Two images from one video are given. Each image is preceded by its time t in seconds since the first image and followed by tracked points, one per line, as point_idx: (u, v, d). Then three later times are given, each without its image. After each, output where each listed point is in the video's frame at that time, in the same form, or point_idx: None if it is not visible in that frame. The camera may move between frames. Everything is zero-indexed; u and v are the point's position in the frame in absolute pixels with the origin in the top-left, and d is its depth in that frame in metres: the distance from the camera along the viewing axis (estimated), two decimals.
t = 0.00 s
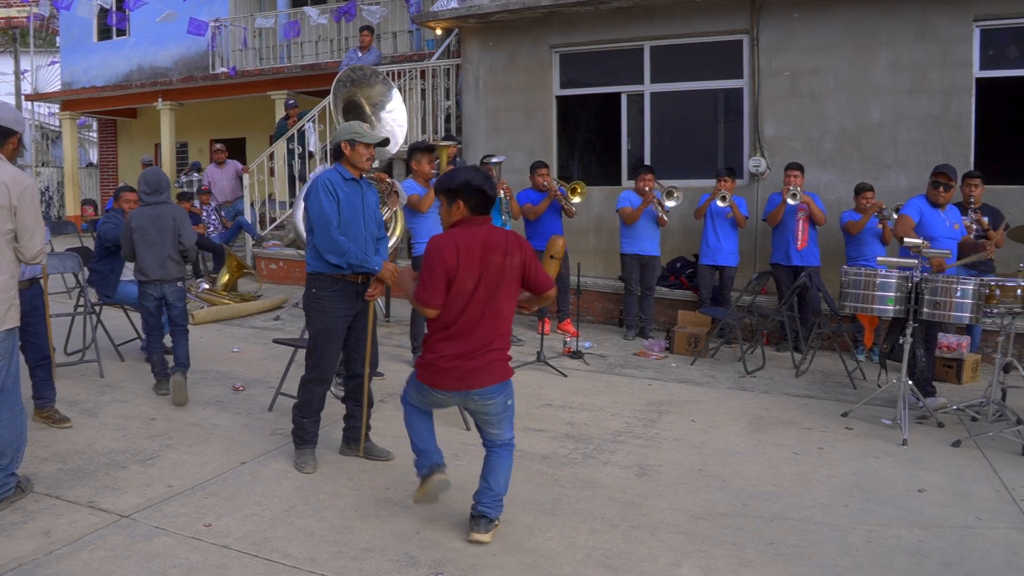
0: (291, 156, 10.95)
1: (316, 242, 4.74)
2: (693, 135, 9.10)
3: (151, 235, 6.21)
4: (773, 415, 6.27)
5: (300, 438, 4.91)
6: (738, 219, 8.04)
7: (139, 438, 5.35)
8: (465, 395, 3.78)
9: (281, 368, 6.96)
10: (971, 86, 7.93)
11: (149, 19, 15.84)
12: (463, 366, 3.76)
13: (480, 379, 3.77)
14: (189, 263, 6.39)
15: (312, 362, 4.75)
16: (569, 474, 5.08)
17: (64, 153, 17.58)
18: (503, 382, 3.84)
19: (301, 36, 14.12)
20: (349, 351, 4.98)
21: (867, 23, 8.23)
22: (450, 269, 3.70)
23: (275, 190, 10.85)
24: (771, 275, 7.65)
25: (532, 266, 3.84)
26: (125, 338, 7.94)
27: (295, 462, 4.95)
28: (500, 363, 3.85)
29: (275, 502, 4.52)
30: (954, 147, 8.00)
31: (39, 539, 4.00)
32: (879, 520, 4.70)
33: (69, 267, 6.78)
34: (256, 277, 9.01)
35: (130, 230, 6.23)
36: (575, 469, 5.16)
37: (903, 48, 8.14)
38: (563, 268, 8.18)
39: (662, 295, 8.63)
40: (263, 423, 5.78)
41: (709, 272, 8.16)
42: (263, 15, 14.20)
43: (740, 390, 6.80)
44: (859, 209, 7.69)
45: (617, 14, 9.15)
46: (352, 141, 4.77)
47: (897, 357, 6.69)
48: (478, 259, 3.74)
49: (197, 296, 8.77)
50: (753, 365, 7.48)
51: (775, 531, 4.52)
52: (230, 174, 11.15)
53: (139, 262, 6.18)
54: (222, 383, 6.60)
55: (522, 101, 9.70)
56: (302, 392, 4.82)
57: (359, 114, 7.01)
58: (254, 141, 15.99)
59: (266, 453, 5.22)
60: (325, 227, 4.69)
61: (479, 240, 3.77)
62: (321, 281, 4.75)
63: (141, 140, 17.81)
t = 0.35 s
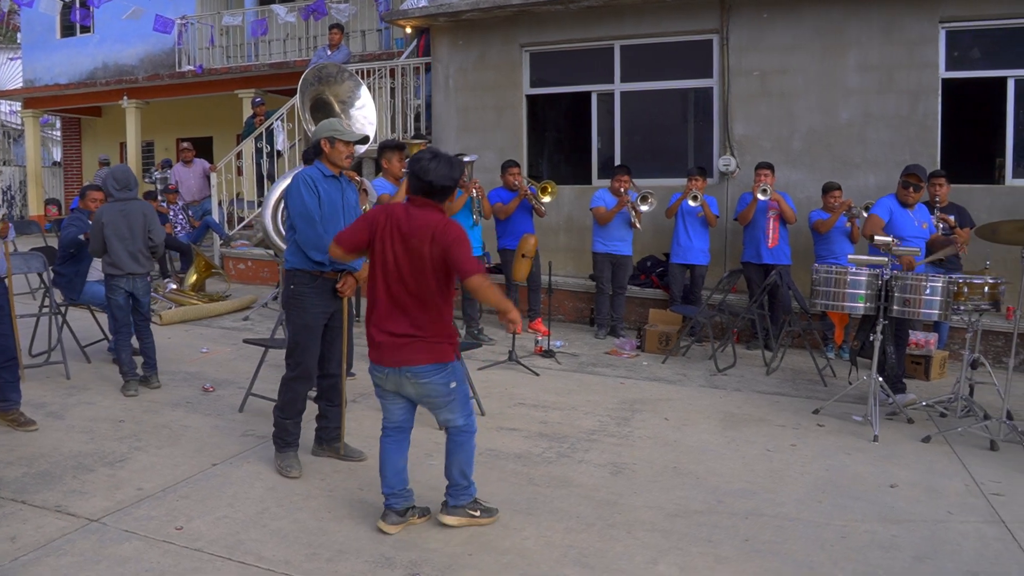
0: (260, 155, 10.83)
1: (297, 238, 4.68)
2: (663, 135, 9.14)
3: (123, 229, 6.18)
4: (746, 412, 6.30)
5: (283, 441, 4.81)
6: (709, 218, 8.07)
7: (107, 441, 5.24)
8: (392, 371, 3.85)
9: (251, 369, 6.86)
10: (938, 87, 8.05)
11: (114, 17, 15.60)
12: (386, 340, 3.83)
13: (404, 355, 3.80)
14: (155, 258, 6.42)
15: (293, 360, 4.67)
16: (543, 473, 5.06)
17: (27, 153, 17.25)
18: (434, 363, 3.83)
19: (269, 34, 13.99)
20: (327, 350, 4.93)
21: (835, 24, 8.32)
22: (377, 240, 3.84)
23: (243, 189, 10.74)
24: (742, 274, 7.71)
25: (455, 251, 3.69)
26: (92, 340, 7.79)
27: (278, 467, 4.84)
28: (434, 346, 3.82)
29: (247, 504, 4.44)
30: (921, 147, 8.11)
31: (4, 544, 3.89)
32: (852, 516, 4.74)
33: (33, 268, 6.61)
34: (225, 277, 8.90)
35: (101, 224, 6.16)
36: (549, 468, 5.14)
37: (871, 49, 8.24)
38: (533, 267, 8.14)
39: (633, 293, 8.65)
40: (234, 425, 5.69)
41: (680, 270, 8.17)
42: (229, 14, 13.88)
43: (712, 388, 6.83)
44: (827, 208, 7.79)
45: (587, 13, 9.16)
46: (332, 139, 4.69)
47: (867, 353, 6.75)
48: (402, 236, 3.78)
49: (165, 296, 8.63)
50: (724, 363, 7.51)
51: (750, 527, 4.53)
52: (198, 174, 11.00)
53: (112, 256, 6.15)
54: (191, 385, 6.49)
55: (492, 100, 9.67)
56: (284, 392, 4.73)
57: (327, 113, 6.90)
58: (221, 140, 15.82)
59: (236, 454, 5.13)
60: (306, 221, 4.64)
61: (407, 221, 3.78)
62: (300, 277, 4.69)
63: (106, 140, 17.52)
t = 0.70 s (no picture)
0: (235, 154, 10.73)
1: (276, 239, 4.62)
2: (640, 134, 9.16)
3: (107, 227, 6.15)
4: (725, 410, 6.32)
5: (272, 448, 4.76)
6: (688, 217, 8.10)
7: (82, 443, 5.15)
8: (353, 365, 3.72)
9: (229, 369, 6.78)
10: (912, 87, 8.13)
11: (86, 15, 15.41)
12: (346, 336, 3.73)
13: (358, 350, 3.67)
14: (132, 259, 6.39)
15: (273, 364, 4.61)
16: (524, 473, 5.04)
17: None
18: (389, 360, 3.64)
19: (245, 33, 13.86)
20: (308, 350, 4.88)
21: (811, 24, 8.38)
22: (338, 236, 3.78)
23: (218, 189, 10.64)
24: (720, 273, 7.72)
25: (369, 254, 3.45)
26: (65, 341, 7.66)
27: (273, 475, 4.75)
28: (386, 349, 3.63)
29: (227, 506, 4.38)
30: (895, 146, 8.19)
31: None
32: (832, 512, 4.76)
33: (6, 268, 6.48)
34: (201, 277, 8.80)
35: (84, 220, 6.09)
36: (530, 467, 5.12)
37: (846, 49, 8.30)
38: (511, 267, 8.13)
39: (611, 293, 8.65)
40: (213, 426, 5.61)
41: (658, 270, 8.19)
42: (205, 12, 13.71)
43: (691, 386, 6.86)
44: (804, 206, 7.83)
45: (564, 13, 9.16)
46: (305, 136, 4.65)
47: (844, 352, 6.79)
48: (344, 234, 3.67)
49: (140, 297, 8.51)
50: (702, 362, 7.51)
51: (731, 525, 4.54)
52: (173, 173, 10.89)
53: (93, 252, 6.08)
54: (168, 386, 6.39)
55: (469, 100, 9.65)
56: (265, 398, 4.66)
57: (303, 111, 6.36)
58: (195, 140, 15.67)
59: (214, 456, 5.06)
60: (285, 222, 4.58)
61: (347, 218, 3.64)
62: (280, 279, 4.64)
63: (79, 139, 17.30)
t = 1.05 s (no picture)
0: (202, 154, 10.64)
1: (236, 242, 4.63)
2: (608, 134, 9.19)
3: (77, 228, 6.09)
4: (692, 409, 6.36)
5: (240, 451, 4.72)
6: (656, 217, 8.14)
7: (46, 448, 5.08)
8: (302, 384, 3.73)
9: (196, 372, 6.72)
10: (876, 87, 8.24)
11: (49, 14, 15.21)
12: (306, 359, 3.63)
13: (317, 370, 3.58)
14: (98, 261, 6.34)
15: (239, 367, 4.59)
16: (494, 473, 5.04)
17: None
18: (320, 378, 3.59)
19: (212, 32, 13.75)
20: (273, 352, 4.86)
21: (777, 25, 8.46)
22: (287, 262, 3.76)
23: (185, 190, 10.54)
24: (687, 271, 7.78)
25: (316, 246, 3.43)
26: (29, 345, 7.55)
27: (240, 477, 4.72)
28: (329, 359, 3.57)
29: (195, 509, 4.34)
30: (860, 145, 8.30)
31: None
32: (799, 509, 4.81)
33: None
34: (168, 279, 8.71)
35: (54, 221, 6.00)
36: (500, 468, 5.12)
37: (811, 50, 8.39)
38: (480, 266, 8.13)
39: (579, 293, 8.69)
40: (180, 429, 5.56)
41: (627, 269, 8.22)
42: (171, 10, 13.53)
43: (659, 385, 6.90)
44: (770, 205, 7.90)
45: (533, 13, 9.18)
46: (263, 138, 4.65)
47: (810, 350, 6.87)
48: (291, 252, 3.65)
49: (105, 300, 8.40)
50: (671, 361, 7.56)
51: (699, 522, 4.57)
52: (139, 174, 10.78)
53: (62, 253, 6.00)
54: (134, 389, 6.32)
55: (438, 99, 9.63)
56: (231, 401, 4.64)
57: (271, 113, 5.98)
58: (161, 140, 15.50)
59: (182, 460, 5.01)
60: (244, 226, 4.61)
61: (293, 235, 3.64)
62: (245, 281, 4.62)
63: (42, 140, 17.05)
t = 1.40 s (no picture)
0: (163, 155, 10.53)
1: (193, 244, 4.59)
2: (571, 136, 9.23)
3: (39, 229, 6.01)
4: (654, 408, 6.41)
5: (201, 454, 4.67)
6: (618, 218, 8.18)
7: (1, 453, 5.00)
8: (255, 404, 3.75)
9: (157, 374, 6.65)
10: (835, 90, 8.35)
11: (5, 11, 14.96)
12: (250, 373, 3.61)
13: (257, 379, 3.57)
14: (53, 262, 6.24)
15: (198, 370, 4.54)
16: (455, 473, 5.05)
17: None
18: (254, 397, 3.57)
19: (172, 31, 13.62)
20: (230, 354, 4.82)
21: (738, 28, 8.55)
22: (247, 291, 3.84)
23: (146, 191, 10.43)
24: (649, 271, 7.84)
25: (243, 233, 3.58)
26: None
27: (199, 480, 4.68)
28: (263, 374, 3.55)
29: (154, 513, 4.30)
30: (820, 147, 8.41)
31: None
32: (759, 506, 4.86)
33: None
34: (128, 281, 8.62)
35: (17, 221, 5.90)
36: (461, 468, 5.12)
37: (771, 53, 8.49)
38: (443, 267, 8.12)
39: (541, 293, 8.71)
40: (139, 432, 5.50)
41: (589, 270, 8.26)
42: (130, 9, 13.39)
43: (621, 384, 6.94)
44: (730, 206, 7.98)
45: (495, 14, 9.19)
46: (222, 138, 4.61)
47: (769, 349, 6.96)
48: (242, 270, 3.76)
49: (63, 302, 8.30)
50: (632, 361, 7.61)
51: (660, 520, 4.60)
52: (98, 174, 10.66)
53: (23, 253, 5.90)
54: (92, 392, 6.24)
55: (400, 100, 9.62)
56: (190, 404, 4.59)
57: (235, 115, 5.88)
58: (122, 140, 15.31)
59: (141, 463, 4.96)
60: (202, 228, 4.58)
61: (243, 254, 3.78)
62: (203, 283, 4.57)
63: None
